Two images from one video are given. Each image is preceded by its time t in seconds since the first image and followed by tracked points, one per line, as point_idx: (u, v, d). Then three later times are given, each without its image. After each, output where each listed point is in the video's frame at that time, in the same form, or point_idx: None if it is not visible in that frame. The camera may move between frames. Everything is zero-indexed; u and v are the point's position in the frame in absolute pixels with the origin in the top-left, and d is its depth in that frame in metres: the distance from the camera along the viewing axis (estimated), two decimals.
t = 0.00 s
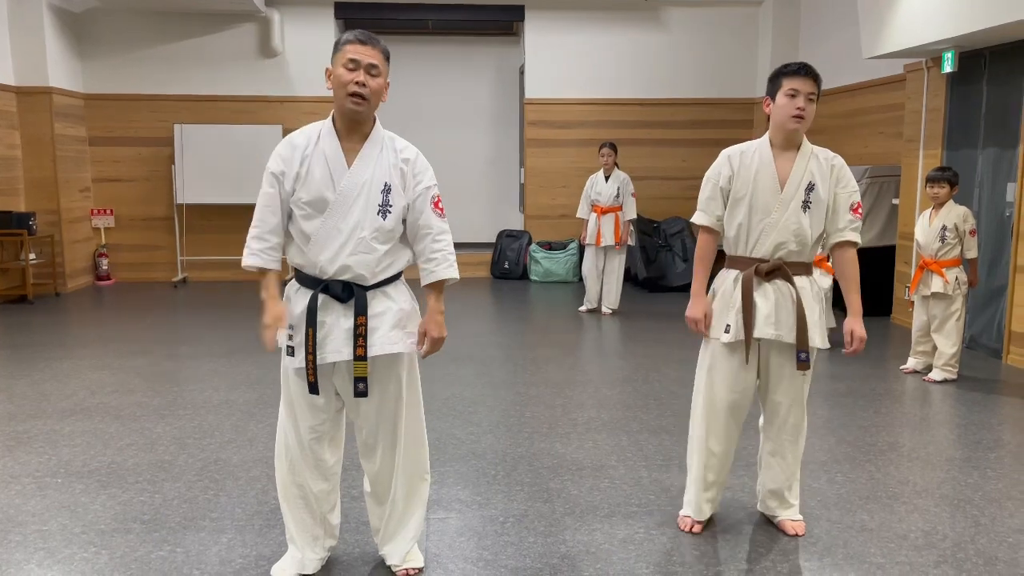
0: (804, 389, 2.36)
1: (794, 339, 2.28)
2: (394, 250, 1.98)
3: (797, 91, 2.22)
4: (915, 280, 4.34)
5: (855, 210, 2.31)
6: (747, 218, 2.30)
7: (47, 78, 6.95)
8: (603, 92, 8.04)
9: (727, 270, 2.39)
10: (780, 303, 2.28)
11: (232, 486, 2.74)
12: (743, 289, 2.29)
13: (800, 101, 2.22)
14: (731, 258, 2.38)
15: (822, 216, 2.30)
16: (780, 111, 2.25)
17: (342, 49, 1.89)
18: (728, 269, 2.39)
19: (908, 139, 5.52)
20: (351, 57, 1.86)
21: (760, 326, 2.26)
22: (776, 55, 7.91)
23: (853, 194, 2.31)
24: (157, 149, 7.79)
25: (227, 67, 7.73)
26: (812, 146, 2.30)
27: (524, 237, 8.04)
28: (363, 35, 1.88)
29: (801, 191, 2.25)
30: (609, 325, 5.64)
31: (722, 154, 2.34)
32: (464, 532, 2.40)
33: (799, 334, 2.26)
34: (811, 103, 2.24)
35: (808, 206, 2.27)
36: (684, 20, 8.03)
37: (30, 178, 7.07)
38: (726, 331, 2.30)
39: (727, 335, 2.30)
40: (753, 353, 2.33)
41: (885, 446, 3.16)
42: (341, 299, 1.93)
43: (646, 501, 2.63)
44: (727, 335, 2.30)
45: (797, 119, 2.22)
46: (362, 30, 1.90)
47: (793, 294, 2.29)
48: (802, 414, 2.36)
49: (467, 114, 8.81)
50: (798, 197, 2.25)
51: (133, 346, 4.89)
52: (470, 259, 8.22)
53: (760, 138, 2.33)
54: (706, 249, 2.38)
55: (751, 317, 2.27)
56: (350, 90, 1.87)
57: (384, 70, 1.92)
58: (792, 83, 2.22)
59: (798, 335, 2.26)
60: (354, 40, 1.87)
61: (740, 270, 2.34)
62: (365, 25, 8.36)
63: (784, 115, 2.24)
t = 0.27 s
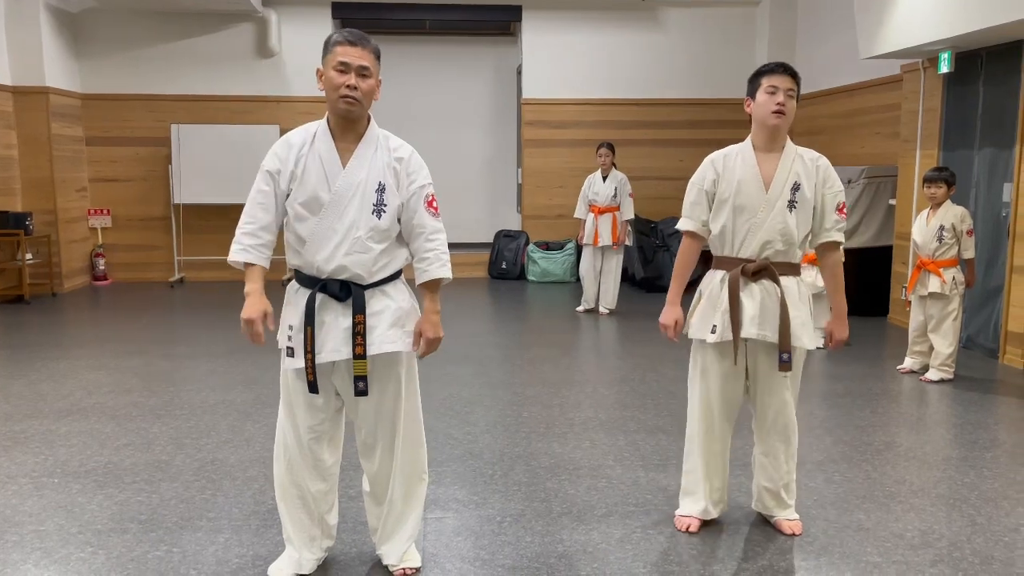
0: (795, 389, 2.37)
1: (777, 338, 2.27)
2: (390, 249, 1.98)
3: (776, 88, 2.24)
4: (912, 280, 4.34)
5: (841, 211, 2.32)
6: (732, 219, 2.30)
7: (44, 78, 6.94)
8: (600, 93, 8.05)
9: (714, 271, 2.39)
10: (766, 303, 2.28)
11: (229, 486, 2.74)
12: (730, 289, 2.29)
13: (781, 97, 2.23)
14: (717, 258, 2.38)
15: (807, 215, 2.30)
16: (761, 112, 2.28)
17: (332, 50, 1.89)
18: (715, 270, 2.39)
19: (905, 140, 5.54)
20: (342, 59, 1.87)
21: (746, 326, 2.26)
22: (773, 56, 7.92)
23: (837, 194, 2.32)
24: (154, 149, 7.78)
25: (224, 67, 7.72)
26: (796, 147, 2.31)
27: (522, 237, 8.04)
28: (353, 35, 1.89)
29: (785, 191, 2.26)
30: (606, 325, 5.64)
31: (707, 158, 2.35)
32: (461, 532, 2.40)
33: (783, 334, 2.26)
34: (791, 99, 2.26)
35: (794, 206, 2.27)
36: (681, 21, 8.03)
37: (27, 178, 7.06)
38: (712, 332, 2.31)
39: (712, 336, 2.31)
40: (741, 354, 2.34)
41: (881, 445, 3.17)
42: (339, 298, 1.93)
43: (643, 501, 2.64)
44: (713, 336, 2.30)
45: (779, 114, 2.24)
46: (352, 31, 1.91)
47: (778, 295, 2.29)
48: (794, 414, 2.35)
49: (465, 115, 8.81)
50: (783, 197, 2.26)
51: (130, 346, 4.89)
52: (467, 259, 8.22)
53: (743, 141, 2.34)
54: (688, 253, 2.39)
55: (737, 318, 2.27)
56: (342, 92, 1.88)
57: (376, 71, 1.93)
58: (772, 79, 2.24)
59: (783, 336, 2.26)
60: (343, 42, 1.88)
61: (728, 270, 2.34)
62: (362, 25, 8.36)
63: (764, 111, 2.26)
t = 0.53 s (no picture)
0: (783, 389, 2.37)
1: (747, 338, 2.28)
2: (388, 251, 1.98)
3: (754, 88, 2.24)
4: (908, 281, 4.35)
5: (820, 212, 2.33)
6: (718, 221, 2.31)
7: (41, 79, 6.94)
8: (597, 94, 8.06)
9: (699, 272, 2.39)
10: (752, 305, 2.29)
11: (227, 487, 2.74)
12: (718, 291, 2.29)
13: (758, 97, 2.24)
14: (703, 260, 2.38)
15: (789, 217, 2.31)
16: (741, 114, 2.28)
17: (335, 52, 1.90)
18: (701, 272, 2.39)
19: (902, 141, 5.55)
20: (344, 61, 1.87)
21: (733, 328, 2.27)
22: (770, 57, 7.93)
23: (818, 196, 2.33)
24: (151, 150, 7.78)
25: (221, 68, 7.72)
26: (779, 148, 2.31)
27: (519, 238, 8.04)
28: (356, 38, 1.89)
29: (767, 193, 2.27)
30: (604, 326, 5.65)
31: (692, 160, 2.35)
32: (459, 533, 2.41)
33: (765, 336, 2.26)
34: (769, 98, 2.26)
35: (777, 208, 2.28)
36: (679, 22, 8.05)
37: (24, 179, 7.05)
38: (700, 334, 2.32)
39: (699, 338, 2.32)
40: (727, 355, 2.35)
41: (878, 445, 3.17)
42: (336, 297, 1.93)
43: (640, 501, 2.64)
44: (700, 338, 2.31)
45: (757, 113, 2.24)
46: (357, 33, 1.91)
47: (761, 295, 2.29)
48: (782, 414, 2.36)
49: (462, 115, 8.82)
50: (765, 198, 2.27)
51: (127, 347, 4.89)
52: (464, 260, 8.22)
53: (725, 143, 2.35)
54: (677, 257, 2.38)
55: (724, 320, 2.28)
56: (343, 95, 1.88)
57: (379, 74, 1.92)
58: (750, 80, 2.24)
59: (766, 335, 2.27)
60: (347, 44, 1.88)
61: (713, 272, 2.34)
62: (360, 26, 8.36)
63: (743, 112, 2.26)
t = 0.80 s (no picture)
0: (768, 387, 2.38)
1: (745, 339, 2.29)
2: (381, 251, 1.98)
3: (729, 98, 2.24)
4: (904, 282, 4.37)
5: (797, 213, 2.34)
6: (699, 221, 2.31)
7: (36, 80, 6.92)
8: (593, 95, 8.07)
9: (683, 272, 2.40)
10: (735, 304, 2.29)
11: (222, 488, 2.74)
12: (701, 292, 2.30)
13: (734, 107, 2.25)
14: (685, 261, 2.38)
15: (769, 218, 2.32)
16: (719, 117, 2.29)
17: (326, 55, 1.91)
18: (684, 272, 2.39)
19: (897, 142, 5.57)
20: (327, 62, 1.87)
21: (718, 328, 2.28)
22: (766, 58, 7.95)
23: (795, 197, 2.34)
24: (146, 150, 7.76)
25: (216, 68, 7.71)
26: (760, 151, 2.33)
27: (515, 239, 8.04)
28: (344, 40, 1.88)
29: (749, 193, 2.28)
30: (600, 327, 5.65)
31: (674, 161, 2.36)
32: (455, 534, 2.40)
33: (752, 334, 2.27)
34: (745, 107, 2.26)
35: (758, 208, 2.29)
36: (674, 23, 8.06)
37: (20, 179, 7.04)
38: (685, 334, 2.32)
39: (685, 338, 2.32)
40: (713, 355, 2.36)
41: (873, 445, 3.18)
42: (326, 297, 1.93)
43: (635, 501, 2.65)
44: (686, 339, 2.32)
45: (734, 123, 2.25)
46: (349, 35, 1.90)
47: (745, 294, 2.30)
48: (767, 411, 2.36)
49: (459, 116, 8.82)
50: (747, 199, 2.28)
51: (123, 349, 4.87)
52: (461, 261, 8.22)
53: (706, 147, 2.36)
54: (663, 256, 2.35)
55: (708, 319, 2.28)
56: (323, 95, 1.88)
57: (364, 76, 1.90)
58: (724, 89, 2.24)
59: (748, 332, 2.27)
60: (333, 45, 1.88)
61: (696, 273, 2.35)
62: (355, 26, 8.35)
63: (720, 120, 2.28)
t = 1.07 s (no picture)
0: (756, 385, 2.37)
1: (730, 338, 2.28)
2: (379, 250, 1.98)
3: (708, 107, 2.24)
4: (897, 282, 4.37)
5: (779, 210, 2.32)
6: (682, 222, 2.32)
7: (29, 81, 6.90)
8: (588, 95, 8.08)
9: (667, 272, 2.40)
10: (717, 303, 2.30)
11: (216, 490, 2.73)
12: (683, 291, 2.31)
13: (713, 116, 2.24)
14: (670, 260, 2.39)
15: (751, 217, 2.31)
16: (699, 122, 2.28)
17: (330, 54, 1.89)
18: (669, 272, 2.40)
19: (891, 142, 5.58)
20: (337, 65, 1.87)
21: (699, 326, 2.28)
22: (761, 58, 7.96)
23: (778, 194, 2.32)
24: (141, 151, 7.75)
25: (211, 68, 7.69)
26: (741, 149, 2.32)
27: (511, 239, 8.04)
28: (353, 43, 1.87)
29: (730, 193, 2.28)
30: (595, 327, 5.65)
31: (658, 163, 2.37)
32: (450, 535, 2.40)
33: (735, 332, 2.26)
34: (725, 115, 2.25)
35: (740, 207, 2.29)
36: (670, 23, 8.06)
37: (13, 180, 7.01)
38: (667, 333, 2.32)
39: (666, 337, 2.33)
40: (696, 353, 2.36)
41: (868, 445, 3.19)
42: (326, 297, 1.93)
43: (630, 501, 2.65)
44: (666, 337, 2.33)
45: (713, 133, 2.26)
46: (353, 36, 1.88)
47: (726, 293, 2.31)
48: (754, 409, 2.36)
49: (454, 116, 8.82)
50: (728, 199, 2.28)
51: (117, 350, 4.86)
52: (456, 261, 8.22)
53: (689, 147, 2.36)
54: (650, 258, 2.36)
55: (688, 318, 2.29)
56: (333, 98, 1.88)
57: (371, 80, 1.92)
58: (704, 98, 2.23)
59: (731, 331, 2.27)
60: (342, 48, 1.86)
61: (680, 272, 2.36)
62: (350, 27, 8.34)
63: (700, 129, 2.28)
